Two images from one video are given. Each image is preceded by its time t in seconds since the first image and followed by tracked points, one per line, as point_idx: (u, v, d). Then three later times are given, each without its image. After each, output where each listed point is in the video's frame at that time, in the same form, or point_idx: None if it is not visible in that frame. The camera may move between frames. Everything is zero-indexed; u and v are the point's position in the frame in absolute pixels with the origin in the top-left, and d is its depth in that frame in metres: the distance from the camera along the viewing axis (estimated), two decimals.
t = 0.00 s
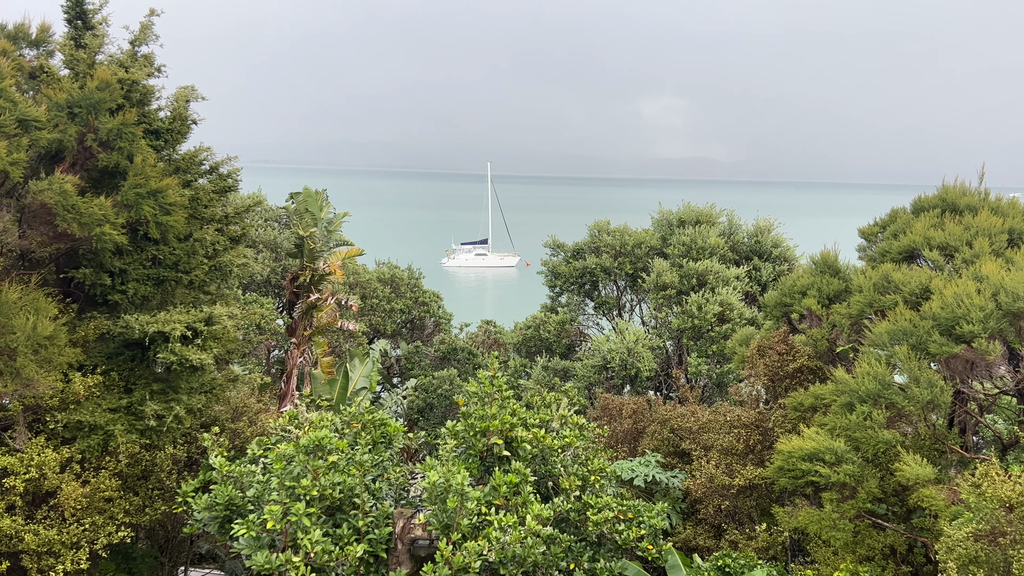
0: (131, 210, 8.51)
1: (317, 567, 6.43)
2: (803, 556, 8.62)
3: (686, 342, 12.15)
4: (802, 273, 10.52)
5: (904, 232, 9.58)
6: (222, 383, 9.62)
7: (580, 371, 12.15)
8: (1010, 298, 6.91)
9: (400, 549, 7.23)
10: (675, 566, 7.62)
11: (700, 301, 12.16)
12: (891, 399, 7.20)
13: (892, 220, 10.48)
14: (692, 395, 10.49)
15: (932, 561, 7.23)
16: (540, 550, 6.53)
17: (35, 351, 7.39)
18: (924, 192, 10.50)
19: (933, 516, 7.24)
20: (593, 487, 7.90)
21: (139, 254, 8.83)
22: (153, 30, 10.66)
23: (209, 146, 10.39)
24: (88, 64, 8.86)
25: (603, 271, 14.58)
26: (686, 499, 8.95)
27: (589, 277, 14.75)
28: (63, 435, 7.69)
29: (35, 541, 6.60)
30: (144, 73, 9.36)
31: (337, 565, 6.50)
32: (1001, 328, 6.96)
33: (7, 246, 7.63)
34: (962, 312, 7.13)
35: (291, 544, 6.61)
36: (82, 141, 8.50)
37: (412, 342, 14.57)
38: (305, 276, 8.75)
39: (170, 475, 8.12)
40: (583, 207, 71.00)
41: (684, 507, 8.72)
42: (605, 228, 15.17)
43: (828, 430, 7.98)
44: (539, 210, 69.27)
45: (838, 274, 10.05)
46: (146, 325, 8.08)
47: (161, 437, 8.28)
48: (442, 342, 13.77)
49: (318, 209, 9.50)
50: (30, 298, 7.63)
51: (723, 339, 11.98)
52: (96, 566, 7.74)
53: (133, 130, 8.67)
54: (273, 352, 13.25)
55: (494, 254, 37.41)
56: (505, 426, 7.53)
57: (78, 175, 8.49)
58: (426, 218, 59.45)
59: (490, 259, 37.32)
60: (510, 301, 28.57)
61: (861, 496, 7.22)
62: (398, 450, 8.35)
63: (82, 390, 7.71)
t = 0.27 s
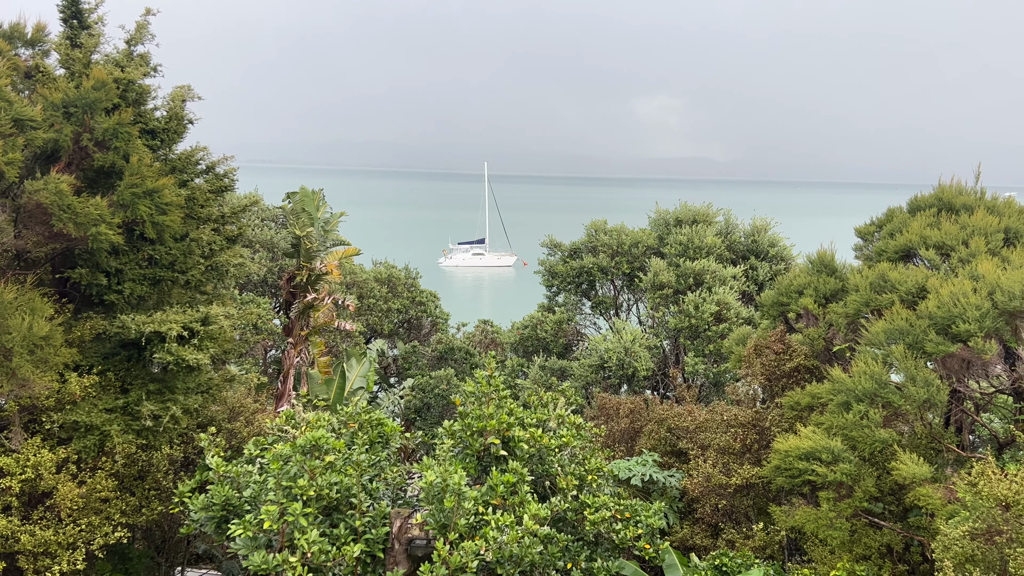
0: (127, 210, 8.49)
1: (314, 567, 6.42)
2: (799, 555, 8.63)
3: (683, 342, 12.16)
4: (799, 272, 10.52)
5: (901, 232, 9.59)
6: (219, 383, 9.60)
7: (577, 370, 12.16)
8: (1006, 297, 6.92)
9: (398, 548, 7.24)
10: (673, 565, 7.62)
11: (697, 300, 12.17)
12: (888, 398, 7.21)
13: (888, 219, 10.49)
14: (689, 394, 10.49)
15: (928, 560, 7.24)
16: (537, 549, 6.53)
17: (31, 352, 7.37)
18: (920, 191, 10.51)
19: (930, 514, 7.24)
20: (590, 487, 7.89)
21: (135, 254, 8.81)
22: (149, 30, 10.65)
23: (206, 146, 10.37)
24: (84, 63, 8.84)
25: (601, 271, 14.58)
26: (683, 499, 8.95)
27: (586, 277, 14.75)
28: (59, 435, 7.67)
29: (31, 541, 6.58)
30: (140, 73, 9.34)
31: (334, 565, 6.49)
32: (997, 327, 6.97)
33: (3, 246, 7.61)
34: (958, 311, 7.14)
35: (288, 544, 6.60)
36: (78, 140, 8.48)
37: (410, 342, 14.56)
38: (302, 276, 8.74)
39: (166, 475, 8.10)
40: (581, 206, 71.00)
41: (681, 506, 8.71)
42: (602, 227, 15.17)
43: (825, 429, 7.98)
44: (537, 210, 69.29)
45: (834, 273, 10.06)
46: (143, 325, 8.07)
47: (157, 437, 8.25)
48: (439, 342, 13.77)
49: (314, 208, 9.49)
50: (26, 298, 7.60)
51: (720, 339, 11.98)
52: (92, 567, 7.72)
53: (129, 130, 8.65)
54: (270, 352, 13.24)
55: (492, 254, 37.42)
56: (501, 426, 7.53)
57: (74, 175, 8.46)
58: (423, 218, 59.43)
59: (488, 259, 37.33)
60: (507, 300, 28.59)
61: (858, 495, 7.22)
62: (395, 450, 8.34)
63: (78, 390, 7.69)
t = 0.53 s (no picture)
0: (123, 209, 8.48)
1: (310, 566, 6.41)
2: (796, 553, 8.64)
3: (679, 341, 12.17)
4: (795, 271, 10.54)
5: (896, 231, 9.61)
6: (215, 383, 9.58)
7: (574, 369, 12.16)
8: (1001, 295, 6.93)
9: (394, 548, 7.24)
10: (669, 564, 7.62)
11: (694, 299, 12.18)
12: (884, 396, 7.22)
13: (884, 218, 10.51)
14: (685, 393, 10.50)
15: (924, 558, 7.24)
16: (534, 549, 6.52)
17: (27, 351, 7.34)
18: (916, 190, 10.52)
19: (926, 513, 7.25)
20: (587, 486, 7.89)
21: (131, 253, 8.79)
22: (144, 29, 10.63)
23: (202, 145, 10.36)
24: (79, 63, 8.82)
25: (597, 271, 14.60)
26: (680, 497, 8.95)
27: (583, 277, 14.77)
28: (55, 435, 7.65)
29: (27, 541, 6.57)
30: (136, 72, 9.33)
31: (330, 564, 6.47)
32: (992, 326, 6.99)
33: None
34: (954, 310, 7.15)
35: (285, 544, 6.59)
36: (73, 140, 8.46)
37: (406, 342, 14.55)
38: (298, 276, 8.74)
39: (163, 475, 8.09)
40: (579, 206, 71.03)
41: (677, 505, 8.71)
42: (599, 226, 15.17)
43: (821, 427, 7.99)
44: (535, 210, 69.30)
45: (831, 272, 10.08)
46: (138, 324, 8.05)
47: (153, 437, 8.24)
48: (436, 341, 13.76)
49: (311, 208, 9.48)
50: (21, 297, 7.59)
51: (717, 338, 11.98)
52: (88, 567, 7.71)
53: (125, 129, 8.63)
54: (267, 352, 13.22)
55: (490, 253, 37.42)
56: (498, 425, 7.53)
57: (69, 175, 8.45)
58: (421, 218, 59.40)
59: (486, 258, 37.32)
60: (504, 300, 28.60)
61: (854, 494, 7.22)
62: (392, 449, 8.33)
63: (74, 390, 7.67)
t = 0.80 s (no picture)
0: (118, 208, 8.46)
1: (307, 566, 6.39)
2: (793, 552, 8.65)
3: (676, 339, 12.17)
4: (792, 269, 10.54)
5: (892, 229, 9.62)
6: (211, 382, 9.55)
7: (570, 368, 12.18)
8: (997, 294, 6.93)
9: (391, 548, 7.21)
10: (666, 563, 7.62)
11: (690, 298, 12.18)
12: (880, 395, 7.23)
13: (881, 217, 10.52)
14: (682, 392, 10.50)
15: (920, 556, 7.25)
16: (530, 548, 6.51)
17: (21, 351, 7.31)
18: (912, 189, 10.54)
19: (922, 511, 7.25)
20: (584, 485, 7.88)
21: (126, 252, 8.77)
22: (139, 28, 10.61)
23: (197, 144, 10.33)
24: (74, 61, 8.80)
25: (594, 270, 14.61)
26: (676, 496, 8.95)
27: (580, 276, 14.78)
28: (50, 435, 7.63)
29: (22, 541, 6.55)
30: (131, 71, 9.31)
31: (327, 564, 6.46)
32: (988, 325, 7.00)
33: None
34: (950, 308, 7.16)
35: (281, 544, 6.57)
36: (68, 138, 8.43)
37: (403, 341, 14.53)
38: (294, 275, 8.74)
39: (159, 475, 8.07)
40: (577, 205, 71.05)
41: (674, 503, 8.70)
42: (595, 225, 15.16)
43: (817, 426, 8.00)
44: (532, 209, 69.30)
45: (827, 271, 10.09)
46: (134, 324, 8.03)
47: (149, 436, 8.22)
48: (433, 340, 13.75)
49: (307, 207, 9.46)
50: (16, 297, 7.56)
51: (713, 336, 11.99)
52: (83, 567, 7.68)
53: (120, 128, 8.61)
54: (263, 351, 13.20)
55: (487, 253, 37.41)
56: (495, 424, 7.51)
57: (64, 174, 8.42)
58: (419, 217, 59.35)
59: (483, 258, 37.31)
60: (502, 299, 28.59)
61: (850, 492, 7.21)
62: (388, 448, 8.32)
63: (69, 390, 7.65)
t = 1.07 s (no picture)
0: (113, 207, 8.44)
1: (303, 566, 6.38)
2: (788, 550, 8.66)
3: (672, 338, 12.17)
4: (788, 268, 10.55)
5: (889, 228, 9.63)
6: (207, 382, 9.53)
7: (567, 367, 12.21)
8: (993, 292, 6.94)
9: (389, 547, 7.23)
10: (662, 561, 7.62)
11: (687, 297, 12.19)
12: (876, 393, 7.24)
13: (877, 216, 10.53)
14: (679, 391, 10.51)
15: (916, 554, 7.25)
16: (527, 547, 6.50)
17: (16, 351, 7.29)
18: (908, 188, 10.55)
19: (918, 509, 7.26)
20: (580, 483, 7.88)
21: (122, 252, 8.75)
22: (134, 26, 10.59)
23: (193, 143, 10.31)
24: (69, 60, 8.78)
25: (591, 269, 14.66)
26: (673, 495, 8.94)
27: (577, 275, 14.80)
28: (46, 435, 7.61)
29: (18, 541, 6.52)
30: (126, 69, 9.29)
31: (323, 563, 6.45)
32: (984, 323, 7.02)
33: None
34: (946, 307, 7.16)
35: (277, 543, 6.55)
36: (63, 137, 8.40)
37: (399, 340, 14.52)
38: (291, 273, 8.77)
39: (155, 474, 8.04)
40: (575, 205, 71.02)
41: (671, 502, 8.69)
42: (592, 224, 15.16)
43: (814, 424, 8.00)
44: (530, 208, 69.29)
45: (823, 269, 10.10)
46: (129, 323, 8.01)
47: (145, 436, 8.20)
48: (429, 339, 13.74)
49: (303, 206, 9.45)
50: (11, 297, 7.53)
51: (710, 335, 12.00)
52: (79, 567, 7.66)
53: (115, 127, 8.59)
54: (260, 351, 13.18)
55: (485, 252, 37.41)
56: (492, 424, 7.49)
57: (59, 173, 8.39)
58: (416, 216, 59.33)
59: (481, 257, 37.30)
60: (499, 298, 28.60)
61: (846, 490, 7.20)
62: (385, 447, 8.31)
63: (65, 389, 7.63)
